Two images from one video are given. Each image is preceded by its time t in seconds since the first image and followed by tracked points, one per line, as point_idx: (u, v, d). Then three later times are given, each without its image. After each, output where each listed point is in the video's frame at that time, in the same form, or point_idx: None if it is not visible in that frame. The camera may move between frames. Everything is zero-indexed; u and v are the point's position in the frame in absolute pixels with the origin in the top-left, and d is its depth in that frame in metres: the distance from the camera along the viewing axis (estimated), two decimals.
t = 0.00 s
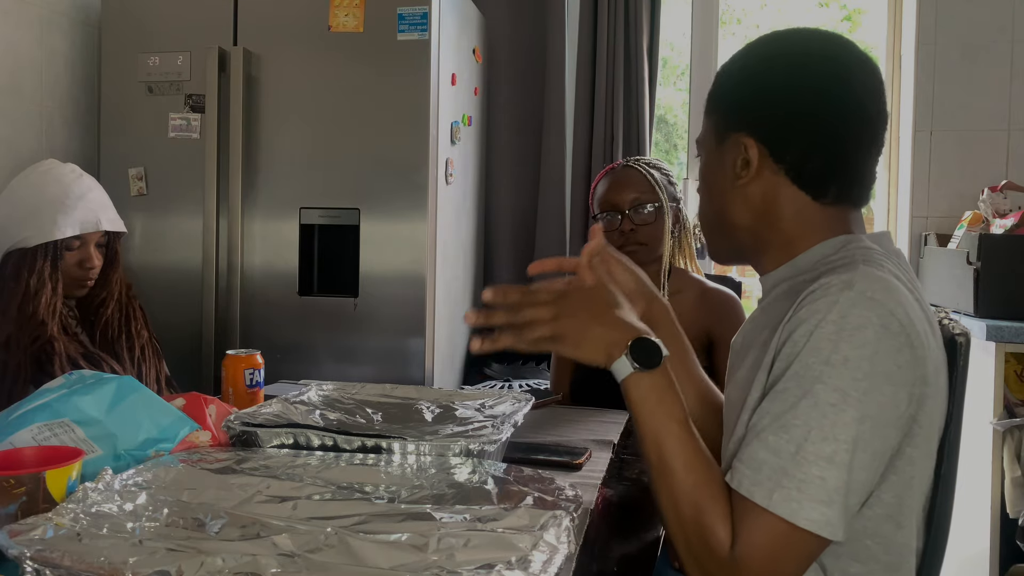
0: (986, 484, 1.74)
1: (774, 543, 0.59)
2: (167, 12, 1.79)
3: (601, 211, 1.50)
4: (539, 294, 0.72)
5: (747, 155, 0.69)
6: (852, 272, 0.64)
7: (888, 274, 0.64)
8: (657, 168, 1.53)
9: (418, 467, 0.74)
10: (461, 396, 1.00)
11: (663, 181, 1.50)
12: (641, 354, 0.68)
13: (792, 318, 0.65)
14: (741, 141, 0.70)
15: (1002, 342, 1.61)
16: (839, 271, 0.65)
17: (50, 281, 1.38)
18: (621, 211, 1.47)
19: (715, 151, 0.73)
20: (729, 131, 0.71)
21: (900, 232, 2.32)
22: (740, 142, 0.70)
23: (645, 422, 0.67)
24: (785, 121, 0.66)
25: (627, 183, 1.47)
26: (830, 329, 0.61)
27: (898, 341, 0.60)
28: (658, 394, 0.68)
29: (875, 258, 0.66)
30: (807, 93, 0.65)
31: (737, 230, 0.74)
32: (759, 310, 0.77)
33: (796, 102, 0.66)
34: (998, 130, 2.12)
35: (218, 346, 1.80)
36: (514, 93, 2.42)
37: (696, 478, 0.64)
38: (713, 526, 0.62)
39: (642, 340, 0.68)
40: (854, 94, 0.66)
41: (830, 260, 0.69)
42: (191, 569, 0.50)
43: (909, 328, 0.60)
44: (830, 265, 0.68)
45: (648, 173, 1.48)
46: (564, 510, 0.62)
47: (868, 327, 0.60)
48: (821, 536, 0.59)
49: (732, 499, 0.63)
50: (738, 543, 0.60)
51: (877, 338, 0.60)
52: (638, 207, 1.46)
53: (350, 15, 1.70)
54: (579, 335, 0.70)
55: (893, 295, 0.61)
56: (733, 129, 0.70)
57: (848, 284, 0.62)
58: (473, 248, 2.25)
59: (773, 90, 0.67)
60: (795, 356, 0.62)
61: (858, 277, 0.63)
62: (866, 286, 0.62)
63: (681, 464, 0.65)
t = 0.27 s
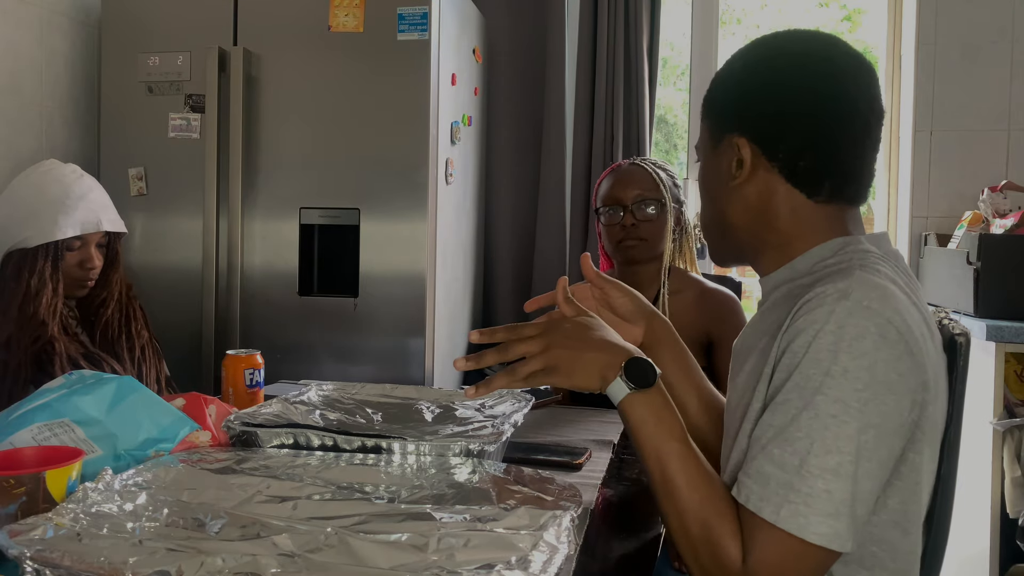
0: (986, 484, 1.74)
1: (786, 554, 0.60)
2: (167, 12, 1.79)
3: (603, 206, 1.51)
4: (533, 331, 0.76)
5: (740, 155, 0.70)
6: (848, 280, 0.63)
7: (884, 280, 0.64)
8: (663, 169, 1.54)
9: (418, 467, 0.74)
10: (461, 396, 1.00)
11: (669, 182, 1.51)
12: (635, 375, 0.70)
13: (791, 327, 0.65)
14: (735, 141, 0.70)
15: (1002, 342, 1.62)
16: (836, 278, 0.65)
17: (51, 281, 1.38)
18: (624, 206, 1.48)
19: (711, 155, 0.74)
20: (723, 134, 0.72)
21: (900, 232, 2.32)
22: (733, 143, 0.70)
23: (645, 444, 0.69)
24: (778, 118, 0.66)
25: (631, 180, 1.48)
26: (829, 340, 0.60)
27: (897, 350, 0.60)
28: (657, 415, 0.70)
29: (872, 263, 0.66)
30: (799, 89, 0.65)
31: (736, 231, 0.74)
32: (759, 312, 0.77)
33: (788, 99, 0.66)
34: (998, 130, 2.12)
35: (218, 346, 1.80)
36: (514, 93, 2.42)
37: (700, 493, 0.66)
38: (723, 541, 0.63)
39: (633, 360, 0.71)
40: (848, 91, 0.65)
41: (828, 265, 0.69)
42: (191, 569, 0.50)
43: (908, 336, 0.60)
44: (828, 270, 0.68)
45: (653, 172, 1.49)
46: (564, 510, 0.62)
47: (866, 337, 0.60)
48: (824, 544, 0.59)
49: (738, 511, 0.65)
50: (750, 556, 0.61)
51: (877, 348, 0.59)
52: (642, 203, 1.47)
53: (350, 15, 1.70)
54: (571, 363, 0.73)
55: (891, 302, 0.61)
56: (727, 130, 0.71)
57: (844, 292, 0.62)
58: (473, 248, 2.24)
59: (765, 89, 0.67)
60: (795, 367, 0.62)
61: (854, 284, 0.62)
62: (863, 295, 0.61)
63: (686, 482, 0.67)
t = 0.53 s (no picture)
0: (986, 484, 1.74)
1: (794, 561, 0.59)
2: (167, 12, 1.79)
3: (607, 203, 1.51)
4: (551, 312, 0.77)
5: (755, 153, 0.69)
6: (842, 284, 0.63)
7: (880, 283, 0.64)
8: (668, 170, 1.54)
9: (418, 467, 0.74)
10: (461, 396, 1.00)
11: (675, 185, 1.51)
12: (636, 384, 0.71)
13: (787, 330, 0.65)
14: (750, 139, 0.69)
15: (1002, 342, 1.61)
16: (831, 281, 0.65)
17: (50, 281, 1.38)
18: (626, 204, 1.48)
19: (719, 152, 0.73)
20: (736, 129, 0.70)
21: (900, 232, 2.32)
22: (747, 140, 0.69)
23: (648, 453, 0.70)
24: (793, 119, 0.66)
25: (637, 180, 1.48)
26: (825, 344, 0.60)
27: (893, 352, 0.59)
28: (660, 422, 0.70)
29: (868, 265, 0.66)
30: (815, 94, 0.66)
31: (740, 230, 0.73)
32: (759, 312, 0.77)
33: (803, 100, 0.66)
34: (998, 130, 2.12)
35: (218, 346, 1.80)
36: (514, 93, 2.42)
37: (702, 501, 0.66)
38: (727, 549, 0.63)
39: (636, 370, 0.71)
40: (860, 97, 0.66)
41: (826, 267, 0.69)
42: (191, 569, 0.50)
43: (904, 338, 0.60)
44: (825, 272, 0.68)
45: (658, 172, 1.49)
46: (564, 510, 0.62)
47: (862, 340, 0.60)
48: (827, 548, 0.59)
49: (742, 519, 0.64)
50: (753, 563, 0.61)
51: (873, 351, 0.59)
52: (644, 203, 1.47)
53: (350, 15, 1.70)
54: (572, 359, 0.75)
55: (886, 305, 0.61)
56: (739, 125, 0.70)
57: (838, 296, 0.62)
58: (472, 248, 2.24)
59: (779, 91, 0.67)
60: (791, 372, 0.62)
61: (848, 288, 0.62)
62: (857, 298, 0.61)
63: (688, 491, 0.66)
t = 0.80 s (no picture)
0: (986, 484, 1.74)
1: (799, 565, 0.59)
2: (167, 12, 1.79)
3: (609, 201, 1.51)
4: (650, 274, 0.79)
5: (766, 151, 0.68)
6: (846, 283, 0.63)
7: (884, 282, 0.64)
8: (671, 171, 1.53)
9: (418, 467, 0.74)
10: (461, 396, 1.00)
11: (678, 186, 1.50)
12: (662, 376, 0.73)
13: (790, 330, 0.65)
14: (761, 137, 0.68)
15: (1002, 342, 1.61)
16: (834, 281, 0.65)
17: (50, 281, 1.38)
18: (629, 203, 1.48)
19: (723, 147, 0.71)
20: (746, 125, 0.69)
21: (900, 232, 2.32)
22: (759, 138, 0.68)
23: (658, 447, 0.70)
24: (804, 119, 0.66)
25: (641, 180, 1.48)
26: (830, 342, 0.60)
27: (897, 351, 0.60)
28: (672, 420, 0.72)
29: (871, 265, 0.66)
30: (824, 96, 0.66)
31: (742, 229, 0.72)
32: (759, 313, 0.77)
33: (814, 101, 0.66)
34: (998, 130, 2.12)
35: (218, 346, 1.80)
36: (514, 93, 2.42)
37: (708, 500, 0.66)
38: (725, 548, 0.63)
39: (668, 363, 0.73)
40: (862, 100, 0.67)
41: (827, 268, 0.69)
42: (191, 569, 0.50)
43: (907, 337, 0.60)
44: (827, 273, 0.68)
45: (661, 173, 1.49)
46: (564, 510, 0.62)
47: (867, 339, 0.59)
48: (825, 547, 0.59)
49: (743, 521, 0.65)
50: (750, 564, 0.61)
51: (878, 349, 0.59)
52: (648, 203, 1.47)
53: (350, 15, 1.70)
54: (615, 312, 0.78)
55: (890, 305, 0.61)
56: (749, 124, 0.69)
57: (844, 296, 0.62)
58: (473, 248, 2.24)
59: (788, 93, 0.67)
60: (796, 369, 0.62)
61: (853, 287, 0.62)
62: (862, 298, 0.61)
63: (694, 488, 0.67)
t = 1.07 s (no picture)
0: (986, 484, 1.74)
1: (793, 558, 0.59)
2: (167, 11, 1.79)
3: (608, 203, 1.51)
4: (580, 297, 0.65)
5: (762, 153, 0.68)
6: (839, 281, 0.63)
7: (876, 279, 0.64)
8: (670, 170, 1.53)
9: (418, 467, 0.74)
10: (461, 396, 1.00)
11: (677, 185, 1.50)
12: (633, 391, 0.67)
13: (785, 328, 0.65)
14: (757, 139, 0.68)
15: (1002, 342, 1.61)
16: (828, 279, 0.65)
17: (49, 280, 1.38)
18: (627, 205, 1.48)
19: (719, 150, 0.71)
20: (741, 127, 0.69)
21: (900, 232, 2.32)
22: (756, 141, 0.68)
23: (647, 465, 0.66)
24: (800, 121, 0.66)
25: (640, 180, 1.48)
26: (824, 340, 0.60)
27: (890, 347, 0.60)
28: (655, 433, 0.67)
29: (865, 261, 0.66)
30: (821, 98, 0.66)
31: (740, 230, 0.72)
32: (758, 312, 0.77)
33: (809, 103, 0.66)
34: (998, 130, 2.12)
35: (218, 346, 1.80)
36: (514, 93, 2.42)
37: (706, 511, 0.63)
38: (737, 559, 0.61)
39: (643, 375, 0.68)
40: (858, 101, 0.67)
41: (821, 266, 0.69)
42: (191, 569, 0.50)
43: (900, 333, 0.60)
44: (822, 270, 0.68)
45: (659, 173, 1.49)
46: (564, 510, 0.62)
47: (861, 336, 0.60)
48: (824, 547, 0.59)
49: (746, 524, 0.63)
50: (769, 570, 0.60)
51: (871, 347, 0.59)
52: (646, 203, 1.47)
53: (350, 15, 1.70)
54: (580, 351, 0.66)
55: (883, 301, 0.61)
56: (746, 126, 0.69)
57: (837, 293, 0.62)
58: (473, 248, 2.24)
59: (785, 94, 0.67)
60: (791, 368, 0.62)
61: (846, 285, 0.62)
62: (855, 295, 0.61)
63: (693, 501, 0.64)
